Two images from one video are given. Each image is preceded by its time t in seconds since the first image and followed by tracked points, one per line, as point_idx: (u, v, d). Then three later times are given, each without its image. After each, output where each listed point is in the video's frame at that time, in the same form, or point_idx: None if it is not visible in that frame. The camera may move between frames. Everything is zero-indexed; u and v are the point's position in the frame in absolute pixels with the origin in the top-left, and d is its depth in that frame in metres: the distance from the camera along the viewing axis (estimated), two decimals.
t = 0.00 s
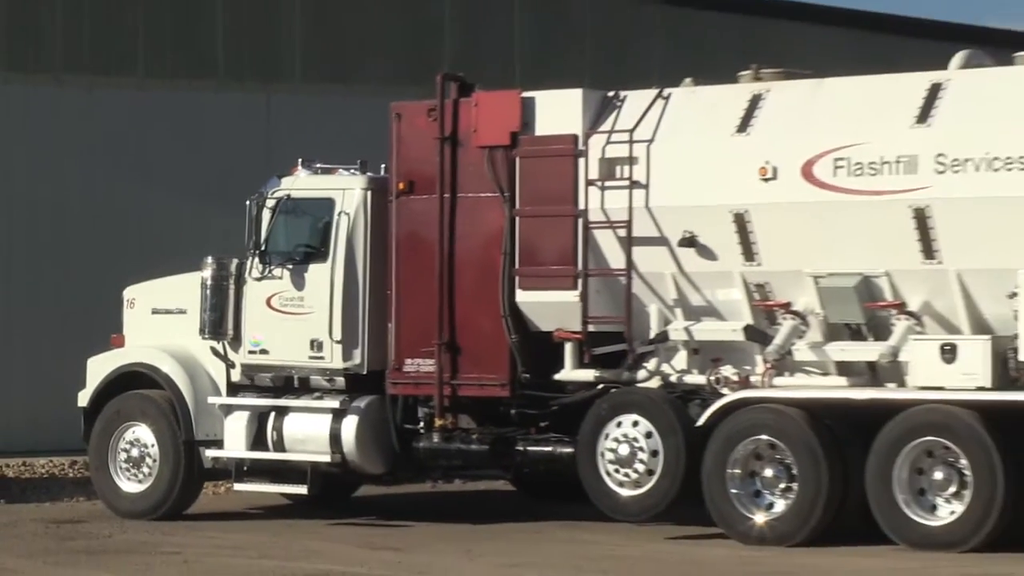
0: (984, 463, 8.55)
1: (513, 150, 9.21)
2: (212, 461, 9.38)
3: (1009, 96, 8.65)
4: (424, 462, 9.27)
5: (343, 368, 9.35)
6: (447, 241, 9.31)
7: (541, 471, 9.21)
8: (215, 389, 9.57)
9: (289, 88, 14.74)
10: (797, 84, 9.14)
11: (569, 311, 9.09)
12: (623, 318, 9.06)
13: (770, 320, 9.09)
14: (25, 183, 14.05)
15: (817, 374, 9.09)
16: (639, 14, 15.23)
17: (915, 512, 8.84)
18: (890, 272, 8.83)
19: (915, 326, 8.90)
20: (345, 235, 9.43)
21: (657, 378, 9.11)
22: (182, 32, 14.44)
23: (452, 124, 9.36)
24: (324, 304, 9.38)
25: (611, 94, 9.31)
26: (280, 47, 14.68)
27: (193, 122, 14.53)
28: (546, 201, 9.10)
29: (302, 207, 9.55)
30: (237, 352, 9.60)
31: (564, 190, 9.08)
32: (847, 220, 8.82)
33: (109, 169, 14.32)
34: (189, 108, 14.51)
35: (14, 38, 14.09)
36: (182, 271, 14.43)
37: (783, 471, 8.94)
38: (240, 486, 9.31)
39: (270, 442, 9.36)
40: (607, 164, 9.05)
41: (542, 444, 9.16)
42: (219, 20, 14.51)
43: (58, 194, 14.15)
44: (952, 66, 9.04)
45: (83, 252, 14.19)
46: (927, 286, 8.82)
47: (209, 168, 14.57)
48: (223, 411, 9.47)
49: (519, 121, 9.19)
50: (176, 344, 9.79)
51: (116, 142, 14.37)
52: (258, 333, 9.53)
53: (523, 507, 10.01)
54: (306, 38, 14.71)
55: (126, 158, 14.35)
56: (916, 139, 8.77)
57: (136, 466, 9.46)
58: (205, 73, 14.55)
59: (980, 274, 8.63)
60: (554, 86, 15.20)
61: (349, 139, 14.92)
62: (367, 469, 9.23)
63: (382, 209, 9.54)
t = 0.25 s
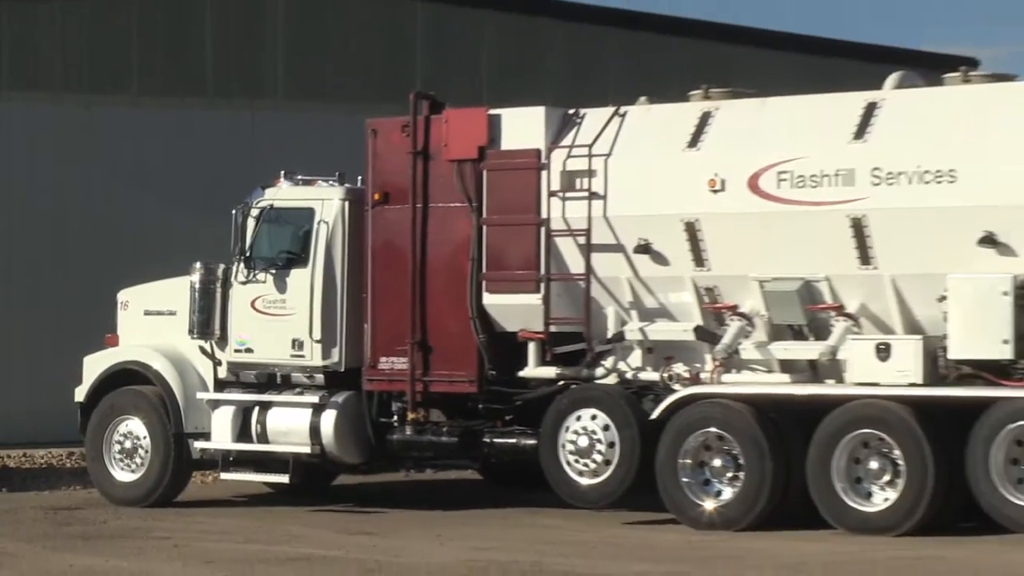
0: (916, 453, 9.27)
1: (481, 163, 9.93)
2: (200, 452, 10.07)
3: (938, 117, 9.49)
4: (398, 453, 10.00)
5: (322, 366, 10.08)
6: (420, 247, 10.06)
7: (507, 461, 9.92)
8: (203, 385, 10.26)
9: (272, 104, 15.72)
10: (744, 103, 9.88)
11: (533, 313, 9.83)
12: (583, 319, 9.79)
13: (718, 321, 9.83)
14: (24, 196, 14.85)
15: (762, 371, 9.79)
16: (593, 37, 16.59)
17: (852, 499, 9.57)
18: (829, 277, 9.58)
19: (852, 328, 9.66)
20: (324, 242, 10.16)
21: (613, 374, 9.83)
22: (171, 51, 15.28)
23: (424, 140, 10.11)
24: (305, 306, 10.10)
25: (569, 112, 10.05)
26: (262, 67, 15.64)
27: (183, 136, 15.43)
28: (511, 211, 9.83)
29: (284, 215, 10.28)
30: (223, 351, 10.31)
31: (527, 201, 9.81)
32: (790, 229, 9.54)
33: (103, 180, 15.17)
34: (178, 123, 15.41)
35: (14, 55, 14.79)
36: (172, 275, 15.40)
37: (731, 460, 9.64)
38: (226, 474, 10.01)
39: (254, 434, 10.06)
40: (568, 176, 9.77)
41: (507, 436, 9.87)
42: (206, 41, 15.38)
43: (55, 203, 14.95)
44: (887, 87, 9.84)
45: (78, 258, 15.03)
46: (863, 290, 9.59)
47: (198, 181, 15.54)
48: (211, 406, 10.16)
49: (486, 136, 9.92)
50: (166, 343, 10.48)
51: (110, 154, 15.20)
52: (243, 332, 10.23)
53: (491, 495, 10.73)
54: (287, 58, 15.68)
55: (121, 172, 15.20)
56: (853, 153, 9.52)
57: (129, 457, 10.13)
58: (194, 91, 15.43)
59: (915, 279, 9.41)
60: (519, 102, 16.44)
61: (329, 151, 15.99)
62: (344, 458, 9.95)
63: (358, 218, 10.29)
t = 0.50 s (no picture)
0: (854, 444, 10.02)
1: (450, 175, 10.70)
2: (188, 445, 10.76)
3: (874, 134, 10.30)
4: (373, 445, 10.75)
5: (302, 364, 10.82)
6: (394, 254, 10.82)
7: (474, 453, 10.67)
8: (190, 382, 10.99)
9: (257, 120, 16.81)
10: (695, 121, 10.65)
11: (498, 314, 10.58)
12: (545, 321, 10.55)
13: (671, 323, 10.57)
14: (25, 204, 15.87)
15: (711, 369, 10.56)
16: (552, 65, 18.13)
17: (795, 488, 10.33)
18: (774, 282, 10.34)
19: (795, 329, 10.42)
20: (305, 249, 10.91)
21: (574, 372, 10.59)
22: (161, 71, 16.32)
23: (397, 153, 10.86)
24: (286, 308, 10.85)
25: (533, 128, 10.83)
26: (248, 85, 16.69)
27: (173, 150, 16.49)
28: (478, 220, 10.60)
29: (266, 224, 11.03)
30: (210, 350, 11.03)
31: (493, 211, 10.58)
32: (736, 238, 10.28)
33: (98, 190, 16.23)
34: (168, 138, 16.47)
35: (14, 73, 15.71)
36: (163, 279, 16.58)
37: (682, 452, 10.38)
38: (212, 466, 10.73)
39: (238, 428, 10.77)
40: (530, 188, 10.54)
41: (475, 430, 10.62)
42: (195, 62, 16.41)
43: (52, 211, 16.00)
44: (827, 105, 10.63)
45: (74, 263, 16.10)
46: (805, 293, 10.36)
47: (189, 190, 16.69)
48: (197, 401, 10.84)
49: (455, 150, 10.67)
50: (156, 343, 11.20)
51: (103, 166, 16.21)
52: (228, 333, 10.96)
53: (460, 485, 11.48)
54: (271, 77, 16.76)
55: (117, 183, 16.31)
56: (795, 167, 10.27)
57: (122, 449, 10.83)
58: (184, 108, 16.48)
59: (854, 284, 10.20)
60: (482, 120, 17.72)
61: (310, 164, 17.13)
62: (322, 451, 10.69)
63: (336, 227, 11.05)
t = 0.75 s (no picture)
0: (797, 437, 10.76)
1: (421, 187, 11.51)
2: (176, 439, 11.52)
3: (815, 149, 11.08)
4: (350, 439, 11.50)
5: (283, 363, 11.61)
6: (369, 260, 11.62)
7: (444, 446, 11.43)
8: (179, 380, 11.76)
9: (241, 135, 17.63)
10: (648, 137, 11.41)
11: (466, 317, 11.39)
12: (509, 323, 11.40)
13: (627, 325, 11.34)
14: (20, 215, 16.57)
15: (664, 367, 11.29)
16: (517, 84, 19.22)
17: (743, 478, 11.08)
18: (723, 286, 11.11)
19: (741, 330, 11.18)
20: (286, 256, 11.71)
21: (536, 371, 11.38)
22: (151, 89, 17.11)
23: (371, 167, 11.67)
24: (268, 311, 11.64)
25: (497, 142, 11.60)
26: (234, 102, 17.53)
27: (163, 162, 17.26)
28: (447, 229, 11.41)
29: (250, 233, 11.80)
30: (197, 350, 11.81)
31: (461, 221, 11.40)
32: (686, 245, 11.05)
33: (91, 200, 16.96)
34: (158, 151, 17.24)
35: (12, 92, 16.42)
36: (154, 284, 17.34)
37: (638, 445, 11.11)
38: (199, 458, 11.49)
39: (223, 423, 11.52)
40: (496, 199, 11.34)
41: (445, 424, 11.39)
42: (185, 80, 17.23)
43: (48, 220, 16.72)
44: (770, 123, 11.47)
45: (68, 270, 16.83)
46: (751, 297, 11.13)
47: (180, 201, 17.46)
48: (185, 398, 11.61)
49: (425, 163, 11.49)
50: (146, 344, 11.98)
51: (96, 177, 16.94)
52: (214, 334, 11.75)
53: (431, 477, 12.26)
54: (255, 94, 17.62)
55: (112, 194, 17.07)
56: (743, 179, 11.03)
57: (114, 443, 11.58)
58: (175, 124, 17.27)
59: (796, 288, 10.99)
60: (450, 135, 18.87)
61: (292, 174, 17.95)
62: (302, 444, 11.44)
63: (315, 235, 11.86)
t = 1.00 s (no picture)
0: (745, 432, 11.57)
1: (394, 199, 12.31)
2: (164, 434, 12.28)
3: (762, 163, 11.89)
4: (327, 434, 12.34)
5: (265, 363, 12.40)
6: (345, 267, 12.41)
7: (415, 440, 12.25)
8: (167, 379, 12.53)
9: (225, 151, 18.45)
10: (606, 152, 12.24)
11: (435, 320, 12.21)
12: (476, 325, 12.20)
13: (586, 327, 12.14)
14: (14, 227, 17.26)
15: (620, 367, 12.10)
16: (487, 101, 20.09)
17: (694, 470, 11.87)
18: (675, 291, 11.93)
19: (693, 332, 11.99)
20: (267, 262, 12.50)
21: (501, 370, 12.23)
22: (140, 106, 17.87)
23: (347, 179, 12.47)
24: (251, 314, 12.44)
25: (465, 156, 12.40)
26: (218, 119, 18.31)
27: (150, 176, 18.07)
28: (418, 237, 12.22)
29: (233, 241, 12.62)
30: (183, 351, 12.59)
31: (431, 230, 12.21)
32: (642, 253, 11.84)
33: (82, 210, 17.69)
34: (145, 165, 18.03)
35: (6, 110, 17.08)
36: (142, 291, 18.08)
37: (596, 439, 11.90)
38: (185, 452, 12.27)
39: (208, 419, 12.29)
40: (463, 210, 12.14)
41: (416, 420, 12.19)
42: (174, 96, 17.98)
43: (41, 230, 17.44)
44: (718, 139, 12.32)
45: (60, 277, 17.56)
46: (701, 301, 11.95)
47: (166, 212, 18.24)
48: (172, 396, 12.36)
49: (398, 176, 12.29)
50: (136, 345, 12.76)
51: (86, 189, 17.68)
52: (199, 336, 12.54)
53: (402, 469, 13.06)
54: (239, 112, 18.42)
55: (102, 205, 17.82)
56: (694, 192, 11.83)
57: (105, 438, 12.32)
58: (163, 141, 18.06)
59: (743, 293, 11.80)
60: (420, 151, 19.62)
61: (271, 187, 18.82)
62: (282, 438, 12.22)
63: (294, 243, 12.64)
